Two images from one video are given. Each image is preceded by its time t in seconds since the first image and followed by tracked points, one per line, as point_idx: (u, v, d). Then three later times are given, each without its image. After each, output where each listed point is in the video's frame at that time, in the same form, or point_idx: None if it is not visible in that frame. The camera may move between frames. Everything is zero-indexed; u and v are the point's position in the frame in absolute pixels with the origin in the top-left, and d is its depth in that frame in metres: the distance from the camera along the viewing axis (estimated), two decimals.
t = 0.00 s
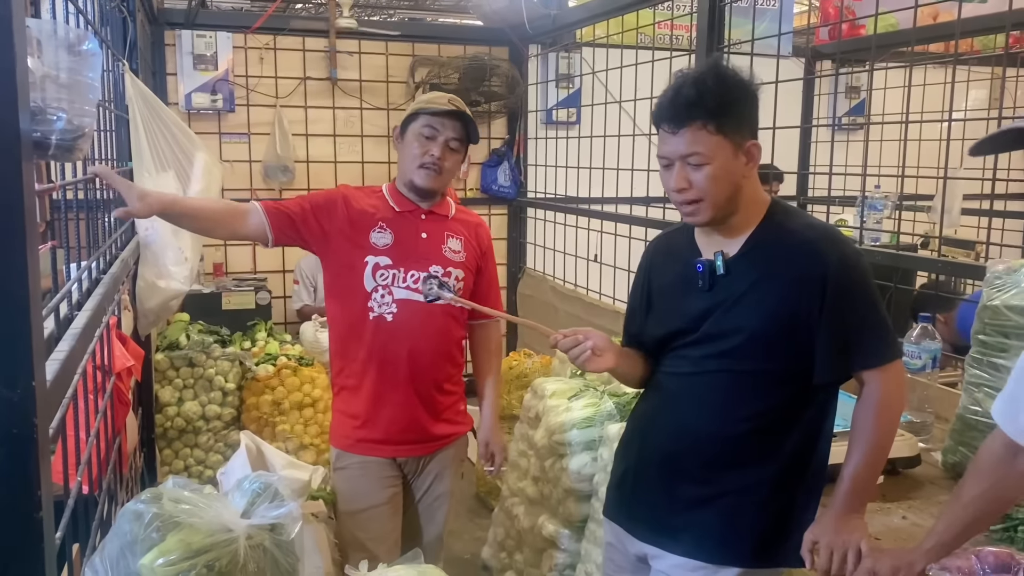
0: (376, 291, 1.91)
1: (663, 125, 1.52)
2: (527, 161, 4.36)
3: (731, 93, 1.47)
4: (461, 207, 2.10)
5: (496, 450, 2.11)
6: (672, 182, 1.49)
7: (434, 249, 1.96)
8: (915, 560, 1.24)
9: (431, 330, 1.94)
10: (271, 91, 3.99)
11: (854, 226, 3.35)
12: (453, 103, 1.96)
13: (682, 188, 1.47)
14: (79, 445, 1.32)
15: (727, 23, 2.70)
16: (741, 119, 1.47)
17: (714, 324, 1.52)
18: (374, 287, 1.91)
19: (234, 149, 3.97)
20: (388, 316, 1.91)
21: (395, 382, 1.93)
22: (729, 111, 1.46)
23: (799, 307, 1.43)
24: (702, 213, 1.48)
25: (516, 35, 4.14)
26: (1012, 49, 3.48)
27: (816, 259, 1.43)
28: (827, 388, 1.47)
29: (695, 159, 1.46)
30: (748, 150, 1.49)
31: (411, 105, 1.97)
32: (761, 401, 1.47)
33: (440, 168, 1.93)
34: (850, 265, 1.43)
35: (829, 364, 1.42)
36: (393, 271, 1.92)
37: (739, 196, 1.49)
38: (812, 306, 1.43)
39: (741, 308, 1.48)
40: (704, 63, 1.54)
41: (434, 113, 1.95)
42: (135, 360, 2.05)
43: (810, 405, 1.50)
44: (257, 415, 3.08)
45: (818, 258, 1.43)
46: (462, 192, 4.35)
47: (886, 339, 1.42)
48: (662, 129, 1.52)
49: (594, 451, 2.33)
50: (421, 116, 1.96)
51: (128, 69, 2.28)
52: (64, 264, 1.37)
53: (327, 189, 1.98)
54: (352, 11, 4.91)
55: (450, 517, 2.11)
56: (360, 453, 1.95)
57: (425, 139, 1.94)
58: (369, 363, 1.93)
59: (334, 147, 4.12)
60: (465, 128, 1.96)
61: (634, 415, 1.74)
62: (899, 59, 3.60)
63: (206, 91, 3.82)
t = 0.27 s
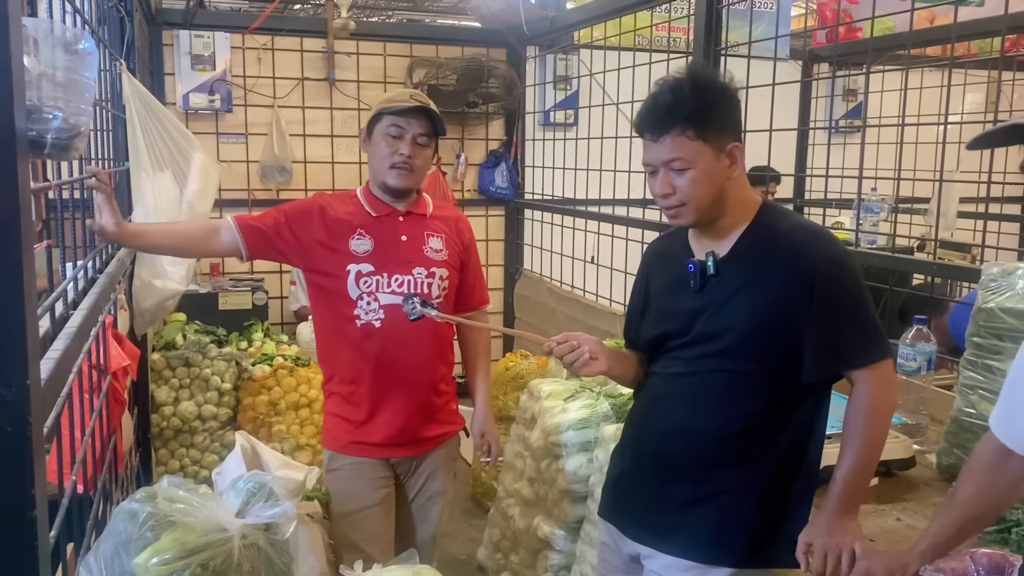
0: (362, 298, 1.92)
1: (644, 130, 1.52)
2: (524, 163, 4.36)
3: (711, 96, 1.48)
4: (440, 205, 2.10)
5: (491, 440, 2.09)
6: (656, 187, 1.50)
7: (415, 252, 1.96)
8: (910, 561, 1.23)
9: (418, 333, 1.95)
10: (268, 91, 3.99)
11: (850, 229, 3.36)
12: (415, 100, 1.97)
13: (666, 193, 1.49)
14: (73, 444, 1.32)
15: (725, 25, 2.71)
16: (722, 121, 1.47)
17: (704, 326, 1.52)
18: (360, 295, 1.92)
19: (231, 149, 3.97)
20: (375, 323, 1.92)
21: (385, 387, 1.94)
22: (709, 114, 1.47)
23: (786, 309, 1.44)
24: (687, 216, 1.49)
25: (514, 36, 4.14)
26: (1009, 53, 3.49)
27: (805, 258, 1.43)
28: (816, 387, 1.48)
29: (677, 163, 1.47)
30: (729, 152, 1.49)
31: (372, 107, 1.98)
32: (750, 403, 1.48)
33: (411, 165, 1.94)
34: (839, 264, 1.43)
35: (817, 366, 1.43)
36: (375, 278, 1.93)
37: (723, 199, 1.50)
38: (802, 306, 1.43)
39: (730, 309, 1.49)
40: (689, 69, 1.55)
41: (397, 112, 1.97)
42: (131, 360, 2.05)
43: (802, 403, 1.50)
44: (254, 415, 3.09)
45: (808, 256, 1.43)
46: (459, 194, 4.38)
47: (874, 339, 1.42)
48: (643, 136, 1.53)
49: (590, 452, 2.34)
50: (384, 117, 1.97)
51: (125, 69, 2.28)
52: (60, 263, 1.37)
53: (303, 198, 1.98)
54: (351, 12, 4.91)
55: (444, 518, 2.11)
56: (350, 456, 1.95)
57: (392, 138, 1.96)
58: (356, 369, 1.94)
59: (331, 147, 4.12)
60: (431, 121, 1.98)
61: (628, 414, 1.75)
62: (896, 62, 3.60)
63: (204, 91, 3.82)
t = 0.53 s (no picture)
0: (335, 311, 1.92)
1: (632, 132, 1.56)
2: (519, 166, 4.37)
3: (697, 98, 1.51)
4: (408, 206, 2.09)
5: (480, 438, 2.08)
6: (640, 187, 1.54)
7: (383, 261, 1.96)
8: (898, 565, 1.24)
9: (394, 341, 1.95)
10: (264, 95, 3.99)
11: (843, 234, 3.37)
12: (372, 105, 1.97)
13: (648, 192, 1.52)
14: (65, 448, 1.32)
15: (718, 30, 2.72)
16: (705, 122, 1.49)
17: (690, 329, 1.53)
18: (331, 309, 1.92)
19: (226, 153, 3.97)
20: (350, 335, 1.92)
21: (362, 396, 1.95)
22: (693, 117, 1.49)
23: (770, 313, 1.45)
24: (667, 215, 1.52)
25: (510, 41, 4.15)
26: (1001, 59, 3.51)
27: (788, 261, 1.44)
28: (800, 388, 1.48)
29: (659, 163, 1.50)
30: (713, 156, 1.50)
31: (329, 115, 1.98)
32: (733, 404, 1.49)
33: (374, 170, 1.94)
34: (821, 264, 1.44)
35: (800, 368, 1.44)
36: (346, 290, 1.93)
37: (707, 200, 1.52)
38: (785, 307, 1.44)
39: (716, 312, 1.50)
40: (682, 73, 1.57)
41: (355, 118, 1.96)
42: (125, 363, 2.06)
43: (791, 405, 1.51)
44: (248, 418, 3.08)
45: (792, 256, 1.44)
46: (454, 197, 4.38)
47: (858, 343, 1.43)
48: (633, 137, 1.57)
49: (583, 456, 2.34)
50: (341, 124, 1.97)
51: (120, 72, 2.28)
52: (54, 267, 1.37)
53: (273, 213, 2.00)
54: (346, 16, 4.92)
55: (434, 521, 2.11)
56: (335, 461, 1.96)
57: (352, 145, 1.96)
58: (333, 382, 1.96)
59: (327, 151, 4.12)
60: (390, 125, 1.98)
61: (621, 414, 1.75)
62: (889, 68, 3.62)
63: (199, 94, 3.83)
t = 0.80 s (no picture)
0: (308, 318, 1.93)
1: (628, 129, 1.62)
2: (515, 168, 4.38)
3: (688, 99, 1.53)
4: (380, 207, 2.06)
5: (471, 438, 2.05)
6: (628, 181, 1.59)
7: (355, 266, 1.94)
8: (890, 566, 1.25)
9: (371, 345, 1.94)
10: (260, 96, 3.99)
11: (838, 236, 3.38)
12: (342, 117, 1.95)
13: (631, 188, 1.57)
14: (62, 448, 1.32)
15: (713, 33, 2.73)
16: (694, 122, 1.52)
17: (688, 330, 1.53)
18: (306, 315, 1.93)
19: (222, 154, 3.97)
20: (326, 341, 1.92)
21: (343, 400, 1.97)
22: (678, 117, 1.53)
23: (764, 313, 1.45)
24: (649, 211, 1.57)
25: (506, 43, 4.16)
26: (995, 62, 3.52)
27: (784, 263, 1.45)
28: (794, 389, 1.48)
29: (643, 160, 1.55)
30: (694, 159, 1.52)
31: (297, 126, 1.97)
32: (730, 407, 1.49)
33: (343, 184, 1.93)
34: (818, 267, 1.45)
35: (795, 367, 1.44)
36: (319, 297, 1.93)
37: (692, 199, 1.54)
38: (780, 307, 1.45)
39: (712, 313, 1.50)
40: (683, 75, 1.59)
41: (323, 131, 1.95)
42: (121, 364, 2.06)
43: (787, 406, 1.52)
44: (243, 420, 3.08)
45: (788, 258, 1.45)
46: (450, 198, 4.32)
47: (855, 344, 1.44)
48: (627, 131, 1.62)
49: (579, 457, 2.35)
50: (310, 137, 1.96)
51: (116, 73, 2.28)
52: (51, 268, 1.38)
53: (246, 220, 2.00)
54: (342, 17, 4.92)
55: (425, 524, 2.12)
56: (323, 464, 1.98)
57: (321, 158, 1.95)
58: (316, 386, 1.98)
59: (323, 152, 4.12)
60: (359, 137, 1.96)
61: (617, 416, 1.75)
62: (884, 70, 3.63)
63: (195, 95, 3.82)
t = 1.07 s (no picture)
0: (291, 331, 1.94)
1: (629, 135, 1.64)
2: (511, 169, 4.38)
3: (687, 101, 1.55)
4: (357, 210, 2.04)
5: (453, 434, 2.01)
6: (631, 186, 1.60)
7: (332, 276, 1.93)
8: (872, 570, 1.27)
9: (354, 354, 1.94)
10: (256, 96, 3.99)
11: (834, 237, 3.39)
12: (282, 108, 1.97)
13: (634, 191, 1.58)
14: (60, 449, 1.32)
15: (710, 35, 2.74)
16: (695, 122, 1.53)
17: (688, 332, 1.54)
18: (288, 328, 1.94)
19: (218, 155, 3.97)
20: (309, 353, 1.93)
21: (330, 408, 1.98)
22: (679, 119, 1.54)
23: (761, 317, 1.46)
24: (653, 213, 1.57)
25: (502, 44, 4.17)
26: (990, 64, 3.53)
27: (782, 262, 1.46)
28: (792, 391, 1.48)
29: (644, 163, 1.56)
30: (697, 160, 1.53)
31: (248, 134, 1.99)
32: (727, 408, 1.50)
33: (298, 171, 1.93)
34: (817, 272, 1.46)
35: (794, 370, 1.45)
36: (299, 310, 1.93)
37: (693, 201, 1.54)
38: (778, 311, 1.45)
39: (711, 316, 1.51)
40: (684, 79, 1.61)
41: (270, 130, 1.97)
42: (117, 365, 2.06)
43: (784, 408, 1.52)
44: (240, 421, 3.08)
45: (785, 262, 1.46)
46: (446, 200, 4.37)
47: (856, 346, 1.45)
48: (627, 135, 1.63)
49: (576, 458, 2.35)
50: (258, 139, 1.98)
51: (112, 74, 2.28)
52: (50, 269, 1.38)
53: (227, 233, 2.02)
54: (338, 18, 4.91)
55: (418, 527, 2.12)
56: (315, 467, 2.00)
57: (273, 154, 1.95)
58: (304, 395, 1.99)
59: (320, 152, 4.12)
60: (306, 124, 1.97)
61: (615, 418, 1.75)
62: (880, 72, 3.64)
63: (192, 96, 3.81)
